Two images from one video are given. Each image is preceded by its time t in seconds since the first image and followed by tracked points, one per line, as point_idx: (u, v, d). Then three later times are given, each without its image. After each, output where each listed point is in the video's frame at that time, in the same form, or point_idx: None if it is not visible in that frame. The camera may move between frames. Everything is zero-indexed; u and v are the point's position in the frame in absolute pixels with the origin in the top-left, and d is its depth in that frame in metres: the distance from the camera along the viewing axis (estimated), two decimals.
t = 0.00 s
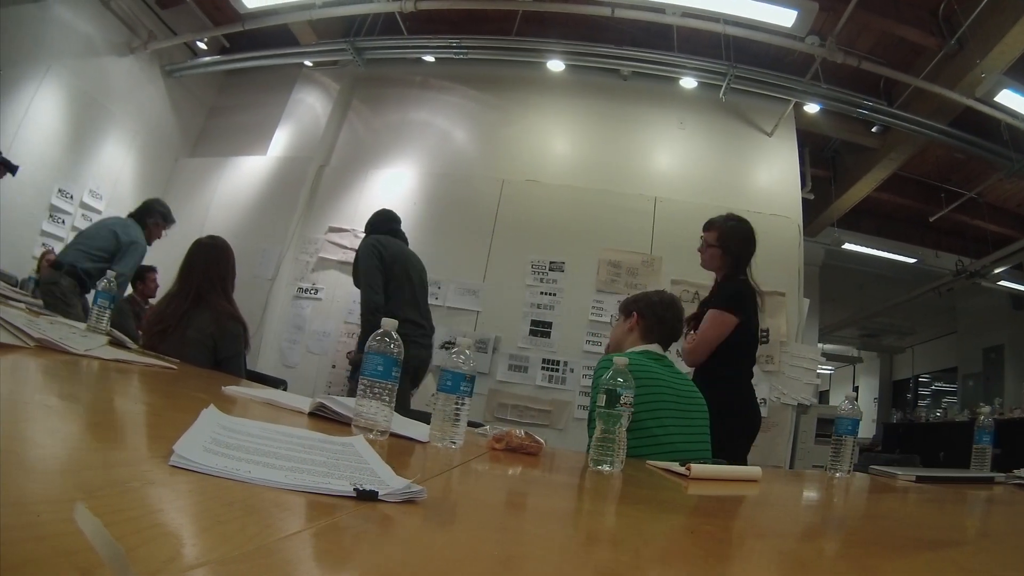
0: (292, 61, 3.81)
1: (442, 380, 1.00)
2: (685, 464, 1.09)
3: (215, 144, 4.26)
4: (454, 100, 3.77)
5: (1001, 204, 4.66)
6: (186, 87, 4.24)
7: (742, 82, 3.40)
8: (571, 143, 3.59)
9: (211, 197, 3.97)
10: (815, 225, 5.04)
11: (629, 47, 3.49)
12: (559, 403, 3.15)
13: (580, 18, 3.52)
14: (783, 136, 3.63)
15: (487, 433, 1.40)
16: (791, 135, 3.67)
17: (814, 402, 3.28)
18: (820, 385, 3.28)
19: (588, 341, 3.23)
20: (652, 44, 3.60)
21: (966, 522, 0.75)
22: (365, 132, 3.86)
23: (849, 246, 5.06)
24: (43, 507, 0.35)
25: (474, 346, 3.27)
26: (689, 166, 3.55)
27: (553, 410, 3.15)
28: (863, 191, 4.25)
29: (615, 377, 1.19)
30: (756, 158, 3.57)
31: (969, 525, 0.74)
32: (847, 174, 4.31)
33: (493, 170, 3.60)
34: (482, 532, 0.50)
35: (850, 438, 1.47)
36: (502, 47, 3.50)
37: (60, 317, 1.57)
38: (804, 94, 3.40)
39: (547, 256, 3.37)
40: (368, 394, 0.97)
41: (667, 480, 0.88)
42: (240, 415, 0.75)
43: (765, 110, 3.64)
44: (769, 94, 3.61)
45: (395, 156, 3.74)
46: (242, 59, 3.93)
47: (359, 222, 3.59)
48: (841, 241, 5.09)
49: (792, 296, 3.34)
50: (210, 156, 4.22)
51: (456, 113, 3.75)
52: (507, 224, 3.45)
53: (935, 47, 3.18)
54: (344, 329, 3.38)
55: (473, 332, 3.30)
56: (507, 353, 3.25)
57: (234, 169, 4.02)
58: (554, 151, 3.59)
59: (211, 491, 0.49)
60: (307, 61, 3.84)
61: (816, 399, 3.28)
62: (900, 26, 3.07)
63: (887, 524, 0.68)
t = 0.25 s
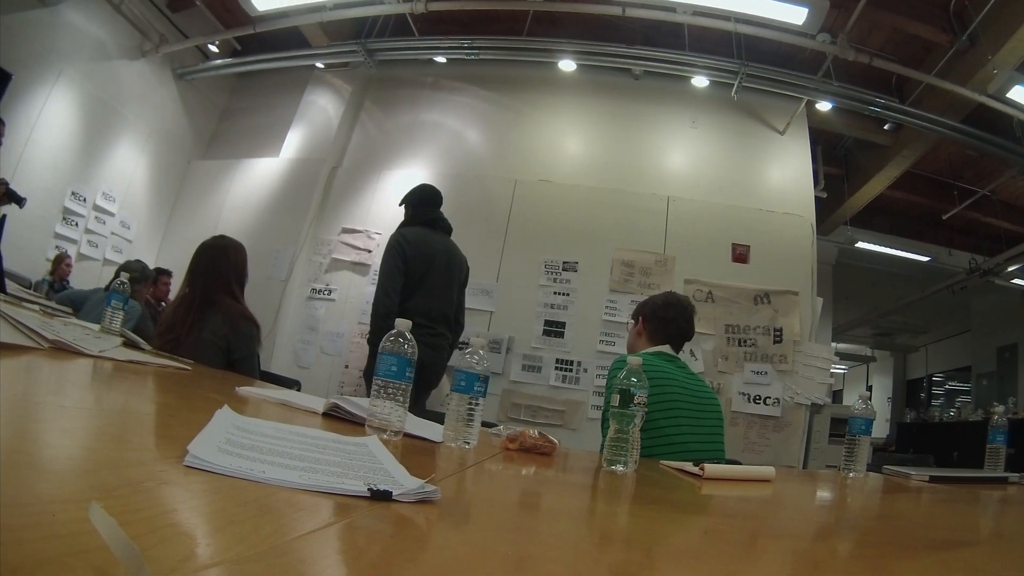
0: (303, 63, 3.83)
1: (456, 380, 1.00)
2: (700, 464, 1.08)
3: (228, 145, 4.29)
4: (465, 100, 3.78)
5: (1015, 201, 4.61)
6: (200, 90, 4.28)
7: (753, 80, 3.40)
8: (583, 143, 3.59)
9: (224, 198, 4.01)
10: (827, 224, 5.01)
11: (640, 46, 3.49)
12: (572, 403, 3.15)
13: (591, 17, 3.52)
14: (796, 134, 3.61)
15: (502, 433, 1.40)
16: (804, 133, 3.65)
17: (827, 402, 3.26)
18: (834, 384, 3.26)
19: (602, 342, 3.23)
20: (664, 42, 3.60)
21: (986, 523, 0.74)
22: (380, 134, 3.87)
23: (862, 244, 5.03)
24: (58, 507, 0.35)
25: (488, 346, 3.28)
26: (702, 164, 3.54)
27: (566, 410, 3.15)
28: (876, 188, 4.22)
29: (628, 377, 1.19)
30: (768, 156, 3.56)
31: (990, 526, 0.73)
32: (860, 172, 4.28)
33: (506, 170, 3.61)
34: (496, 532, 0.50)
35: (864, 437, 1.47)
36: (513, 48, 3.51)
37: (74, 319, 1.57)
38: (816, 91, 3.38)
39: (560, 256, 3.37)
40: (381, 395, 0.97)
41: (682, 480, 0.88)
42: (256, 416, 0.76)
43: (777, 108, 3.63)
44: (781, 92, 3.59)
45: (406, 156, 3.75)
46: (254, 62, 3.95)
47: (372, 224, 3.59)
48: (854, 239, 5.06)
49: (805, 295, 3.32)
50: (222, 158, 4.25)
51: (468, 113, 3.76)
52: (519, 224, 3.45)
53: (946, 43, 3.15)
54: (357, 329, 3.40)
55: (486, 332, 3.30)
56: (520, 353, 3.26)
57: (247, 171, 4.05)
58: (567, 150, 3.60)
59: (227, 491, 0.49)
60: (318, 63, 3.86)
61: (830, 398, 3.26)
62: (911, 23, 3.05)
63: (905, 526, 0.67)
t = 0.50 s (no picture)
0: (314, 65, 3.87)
1: (467, 381, 1.00)
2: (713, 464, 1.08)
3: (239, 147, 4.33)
4: (475, 101, 3.82)
5: None
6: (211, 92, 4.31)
7: (763, 78, 3.40)
8: (594, 142, 3.61)
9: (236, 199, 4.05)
10: (838, 222, 4.99)
11: (649, 45, 3.50)
12: (583, 403, 3.15)
13: (601, 16, 3.53)
14: (806, 132, 3.60)
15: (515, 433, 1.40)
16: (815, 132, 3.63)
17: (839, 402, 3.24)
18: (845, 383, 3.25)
19: (614, 342, 3.23)
20: (674, 42, 3.60)
21: (1003, 525, 0.74)
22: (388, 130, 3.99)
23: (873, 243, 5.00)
24: (70, 507, 0.35)
25: (500, 346, 3.29)
26: (712, 163, 3.54)
27: (578, 410, 3.15)
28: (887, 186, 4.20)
29: (639, 377, 1.19)
30: (777, 155, 3.55)
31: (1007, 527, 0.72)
32: (871, 169, 4.25)
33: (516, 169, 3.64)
34: (507, 532, 0.50)
35: (875, 437, 1.47)
36: (522, 48, 3.53)
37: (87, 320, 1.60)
38: (828, 88, 3.37)
39: (571, 256, 3.38)
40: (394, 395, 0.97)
41: (693, 481, 0.88)
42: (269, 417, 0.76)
43: (787, 107, 3.61)
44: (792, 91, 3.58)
45: (418, 157, 3.83)
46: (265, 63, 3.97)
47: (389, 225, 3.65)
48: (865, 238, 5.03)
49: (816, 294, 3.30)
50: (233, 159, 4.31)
51: (479, 114, 3.79)
52: (529, 224, 3.47)
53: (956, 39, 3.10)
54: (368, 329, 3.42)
55: (497, 332, 3.32)
56: (532, 353, 3.27)
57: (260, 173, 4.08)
58: (577, 150, 3.62)
59: (239, 491, 0.50)
60: (329, 64, 3.90)
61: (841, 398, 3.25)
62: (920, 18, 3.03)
63: (920, 526, 0.67)
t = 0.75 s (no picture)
0: (326, 67, 3.89)
1: (482, 381, 1.00)
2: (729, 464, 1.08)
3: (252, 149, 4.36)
4: (488, 102, 3.82)
5: None
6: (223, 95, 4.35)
7: (775, 77, 3.38)
8: (607, 142, 3.61)
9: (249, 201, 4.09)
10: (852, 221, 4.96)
11: (661, 44, 3.49)
12: (597, 403, 3.15)
13: (612, 16, 3.53)
14: (819, 130, 3.57)
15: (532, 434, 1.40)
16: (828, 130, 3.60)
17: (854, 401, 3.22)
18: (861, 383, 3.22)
19: (628, 342, 3.22)
20: (685, 41, 3.60)
21: None
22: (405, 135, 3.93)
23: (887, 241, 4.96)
24: (86, 506, 0.36)
25: (514, 346, 3.29)
26: (726, 162, 3.52)
27: (592, 410, 3.14)
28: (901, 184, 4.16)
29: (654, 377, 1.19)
30: (791, 153, 3.53)
31: None
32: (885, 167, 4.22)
33: (530, 170, 3.64)
34: (521, 533, 0.50)
35: (889, 436, 1.50)
36: (533, 48, 3.53)
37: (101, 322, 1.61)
38: (841, 86, 3.35)
39: (585, 256, 3.38)
40: (408, 395, 0.98)
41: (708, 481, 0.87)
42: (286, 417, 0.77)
43: (799, 104, 3.59)
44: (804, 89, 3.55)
45: (431, 157, 3.82)
46: (277, 65, 4.00)
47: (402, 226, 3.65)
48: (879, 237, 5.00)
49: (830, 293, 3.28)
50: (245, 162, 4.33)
51: (491, 114, 3.80)
52: (542, 225, 3.47)
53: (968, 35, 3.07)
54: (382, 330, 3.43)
55: (511, 332, 3.32)
56: (546, 353, 3.27)
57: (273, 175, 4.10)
58: (590, 150, 3.62)
59: (254, 491, 0.50)
60: (341, 66, 3.92)
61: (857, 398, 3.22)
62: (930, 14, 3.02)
63: (939, 528, 0.66)
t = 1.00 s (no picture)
0: (336, 68, 3.90)
1: (493, 381, 1.00)
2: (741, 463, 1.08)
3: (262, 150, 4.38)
4: (498, 102, 3.83)
5: None
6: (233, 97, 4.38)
7: (785, 75, 3.37)
8: (617, 141, 3.60)
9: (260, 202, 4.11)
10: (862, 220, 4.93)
11: (670, 43, 3.48)
12: (609, 403, 3.15)
13: (620, 15, 3.53)
14: (829, 128, 3.55)
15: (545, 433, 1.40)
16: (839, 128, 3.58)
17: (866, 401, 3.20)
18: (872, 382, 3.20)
19: (639, 341, 3.22)
20: (695, 40, 3.59)
21: None
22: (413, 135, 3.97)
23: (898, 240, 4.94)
24: (98, 507, 0.36)
25: (525, 346, 3.30)
26: (737, 161, 3.51)
27: (603, 410, 3.14)
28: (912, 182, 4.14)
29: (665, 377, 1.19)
30: (801, 152, 3.51)
31: None
32: (895, 165, 4.19)
33: (540, 169, 3.64)
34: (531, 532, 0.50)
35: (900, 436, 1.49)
36: (542, 48, 3.53)
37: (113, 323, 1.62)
38: (849, 84, 3.33)
39: (596, 256, 3.38)
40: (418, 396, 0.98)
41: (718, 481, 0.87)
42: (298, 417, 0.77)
43: (809, 103, 3.57)
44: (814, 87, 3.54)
45: (442, 157, 3.83)
46: (287, 67, 4.02)
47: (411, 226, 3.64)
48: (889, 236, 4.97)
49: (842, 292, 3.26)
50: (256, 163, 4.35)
51: (501, 115, 3.81)
52: (552, 224, 3.47)
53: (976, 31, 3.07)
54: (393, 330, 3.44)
55: (522, 332, 3.32)
56: (557, 353, 3.27)
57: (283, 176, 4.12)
58: (600, 149, 3.61)
59: (266, 491, 0.50)
60: (350, 67, 3.93)
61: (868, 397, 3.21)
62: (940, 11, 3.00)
63: (952, 528, 0.66)
